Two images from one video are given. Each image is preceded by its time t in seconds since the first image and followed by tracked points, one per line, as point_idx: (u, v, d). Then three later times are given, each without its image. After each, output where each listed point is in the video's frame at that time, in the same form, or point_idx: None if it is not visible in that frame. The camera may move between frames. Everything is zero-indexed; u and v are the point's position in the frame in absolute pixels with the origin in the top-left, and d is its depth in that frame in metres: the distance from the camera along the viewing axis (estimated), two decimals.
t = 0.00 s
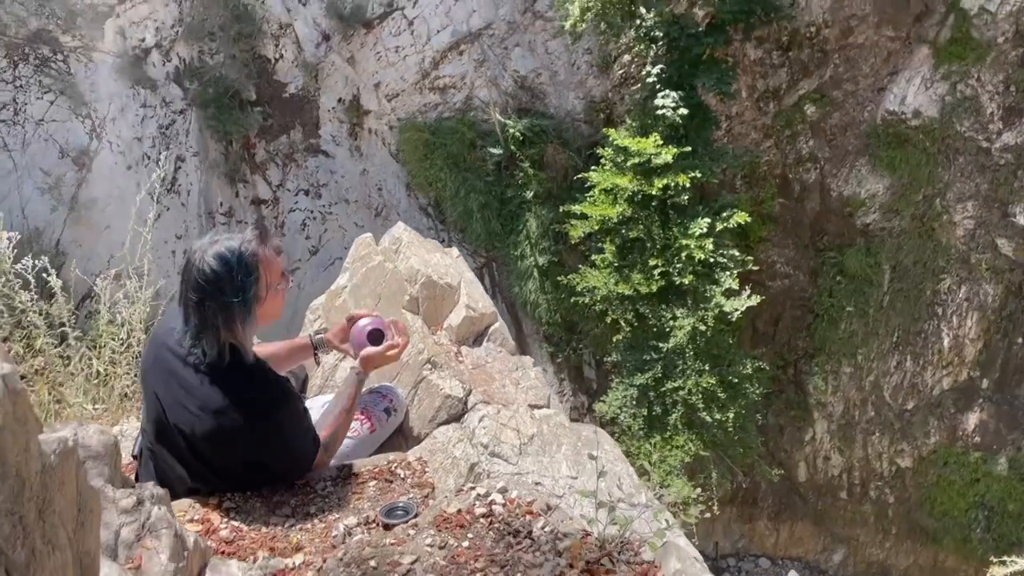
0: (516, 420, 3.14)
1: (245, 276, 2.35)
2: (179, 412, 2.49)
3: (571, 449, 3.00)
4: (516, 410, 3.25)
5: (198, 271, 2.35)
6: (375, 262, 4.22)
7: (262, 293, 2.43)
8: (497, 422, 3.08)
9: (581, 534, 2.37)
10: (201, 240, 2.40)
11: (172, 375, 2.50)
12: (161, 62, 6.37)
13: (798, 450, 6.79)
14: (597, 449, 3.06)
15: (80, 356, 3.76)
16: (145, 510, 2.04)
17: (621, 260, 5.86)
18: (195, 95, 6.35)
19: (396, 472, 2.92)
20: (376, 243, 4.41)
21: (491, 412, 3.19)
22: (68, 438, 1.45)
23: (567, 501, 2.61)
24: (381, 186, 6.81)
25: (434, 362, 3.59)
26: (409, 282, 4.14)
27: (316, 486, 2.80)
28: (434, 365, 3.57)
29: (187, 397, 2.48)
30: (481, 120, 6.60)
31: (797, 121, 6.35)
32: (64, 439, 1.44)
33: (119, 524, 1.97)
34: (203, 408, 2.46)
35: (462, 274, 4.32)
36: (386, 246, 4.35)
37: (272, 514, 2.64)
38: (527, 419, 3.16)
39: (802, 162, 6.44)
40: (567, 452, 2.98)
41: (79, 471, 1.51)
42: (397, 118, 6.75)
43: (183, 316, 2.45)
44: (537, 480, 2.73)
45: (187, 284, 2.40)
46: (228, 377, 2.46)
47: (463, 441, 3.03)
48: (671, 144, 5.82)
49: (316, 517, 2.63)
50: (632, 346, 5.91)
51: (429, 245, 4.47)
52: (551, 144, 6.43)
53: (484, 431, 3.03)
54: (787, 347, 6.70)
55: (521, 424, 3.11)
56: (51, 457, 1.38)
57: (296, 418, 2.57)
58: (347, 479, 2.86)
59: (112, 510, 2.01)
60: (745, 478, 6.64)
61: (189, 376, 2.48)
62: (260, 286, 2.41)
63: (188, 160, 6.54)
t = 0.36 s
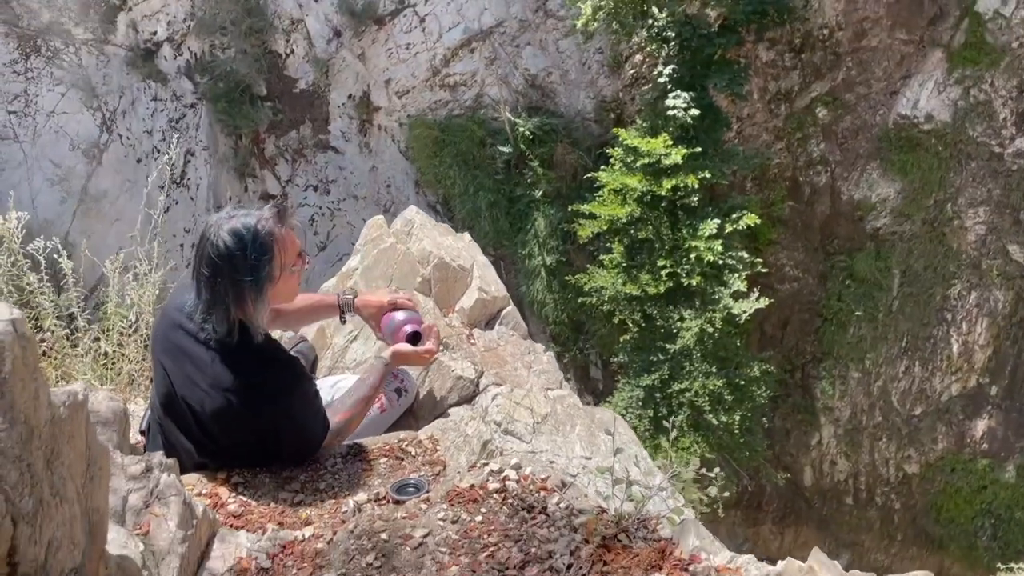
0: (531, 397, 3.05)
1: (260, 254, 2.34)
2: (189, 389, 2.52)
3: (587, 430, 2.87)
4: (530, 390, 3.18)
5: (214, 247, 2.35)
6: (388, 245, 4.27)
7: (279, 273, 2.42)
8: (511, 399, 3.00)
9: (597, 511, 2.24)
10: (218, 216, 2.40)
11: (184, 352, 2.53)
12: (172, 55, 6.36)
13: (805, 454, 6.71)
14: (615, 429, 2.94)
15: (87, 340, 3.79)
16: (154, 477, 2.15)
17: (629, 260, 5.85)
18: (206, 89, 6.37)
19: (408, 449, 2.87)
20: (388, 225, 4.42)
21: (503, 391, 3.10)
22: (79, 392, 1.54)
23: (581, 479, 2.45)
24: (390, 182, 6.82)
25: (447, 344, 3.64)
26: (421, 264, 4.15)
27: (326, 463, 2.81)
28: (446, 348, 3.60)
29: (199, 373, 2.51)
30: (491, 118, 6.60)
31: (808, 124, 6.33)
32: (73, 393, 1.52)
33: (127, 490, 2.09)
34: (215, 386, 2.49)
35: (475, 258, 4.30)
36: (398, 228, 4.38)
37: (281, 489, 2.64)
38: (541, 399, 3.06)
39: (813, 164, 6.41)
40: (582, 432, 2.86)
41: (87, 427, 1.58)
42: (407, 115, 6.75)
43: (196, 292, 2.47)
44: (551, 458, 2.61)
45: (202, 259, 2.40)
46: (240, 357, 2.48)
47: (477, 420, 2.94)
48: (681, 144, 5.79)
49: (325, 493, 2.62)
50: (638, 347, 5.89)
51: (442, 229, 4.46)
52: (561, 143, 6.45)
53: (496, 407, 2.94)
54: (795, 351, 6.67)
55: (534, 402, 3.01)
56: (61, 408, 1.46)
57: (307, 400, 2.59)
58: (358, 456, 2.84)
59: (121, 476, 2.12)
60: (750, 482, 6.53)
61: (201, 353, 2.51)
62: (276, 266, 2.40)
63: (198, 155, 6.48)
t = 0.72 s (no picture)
0: (540, 369, 3.09)
1: (267, 228, 2.34)
2: (190, 359, 2.53)
3: (595, 402, 2.94)
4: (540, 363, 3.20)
5: (221, 218, 2.36)
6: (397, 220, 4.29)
7: (285, 248, 2.42)
8: (521, 371, 3.03)
9: (608, 481, 2.24)
10: (226, 186, 2.40)
11: (188, 321, 2.54)
12: (182, 40, 6.35)
13: (808, 448, 6.65)
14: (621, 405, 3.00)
15: (90, 312, 3.83)
16: (156, 439, 2.16)
17: (636, 251, 5.82)
18: (215, 74, 6.37)
19: (414, 421, 2.90)
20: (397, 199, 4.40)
21: (513, 362, 3.14)
22: (78, 341, 1.55)
23: (591, 452, 2.48)
24: (397, 170, 6.81)
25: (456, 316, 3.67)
26: (430, 237, 4.13)
27: (332, 433, 2.81)
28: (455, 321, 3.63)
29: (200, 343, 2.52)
30: (498, 106, 6.60)
31: (818, 116, 6.29)
32: (73, 341, 1.54)
33: (128, 451, 2.10)
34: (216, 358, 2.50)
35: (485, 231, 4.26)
36: (406, 202, 4.33)
37: (286, 458, 2.65)
38: (551, 370, 3.10)
39: (822, 157, 6.37)
40: (591, 406, 2.90)
41: (88, 378, 1.61)
42: (414, 103, 6.74)
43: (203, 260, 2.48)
44: (561, 430, 2.63)
45: (209, 229, 2.41)
46: (243, 329, 2.49)
47: (486, 390, 2.99)
48: (689, 135, 5.76)
49: (330, 463, 2.62)
50: (642, 338, 5.86)
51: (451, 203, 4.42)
52: (569, 133, 6.43)
53: (507, 380, 2.97)
54: (801, 343, 6.64)
55: (544, 373, 3.06)
56: (58, 355, 1.48)
57: (310, 375, 2.60)
58: (363, 428, 2.85)
59: (123, 437, 2.13)
60: (753, 475, 6.46)
61: (204, 323, 2.52)
62: (283, 240, 2.40)
63: (205, 140, 6.55)
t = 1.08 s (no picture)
0: (552, 339, 3.05)
1: (280, 196, 2.36)
2: (202, 322, 2.56)
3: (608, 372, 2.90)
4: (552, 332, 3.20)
5: (236, 183, 2.37)
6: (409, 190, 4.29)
7: (298, 217, 2.43)
8: (532, 338, 2.96)
9: (621, 447, 2.23)
10: (241, 150, 2.41)
11: (200, 285, 2.57)
12: (194, 21, 6.33)
13: (817, 438, 6.63)
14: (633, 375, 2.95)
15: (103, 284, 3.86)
16: (164, 398, 2.15)
17: (647, 239, 5.81)
18: (228, 56, 6.37)
19: (425, 388, 2.91)
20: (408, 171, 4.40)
21: (525, 329, 3.08)
22: (83, 286, 1.56)
23: (604, 419, 2.43)
24: (408, 154, 6.81)
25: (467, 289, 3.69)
26: (442, 209, 4.14)
27: (342, 401, 2.83)
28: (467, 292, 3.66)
29: (213, 307, 2.54)
30: (511, 91, 6.58)
31: (834, 105, 6.25)
32: (78, 285, 1.55)
33: (136, 408, 2.11)
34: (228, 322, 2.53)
35: (496, 204, 4.25)
36: (418, 173, 4.34)
37: (294, 423, 2.67)
38: (563, 339, 3.07)
39: (836, 147, 6.32)
40: (603, 376, 2.88)
41: (93, 323, 1.62)
42: (427, 87, 6.75)
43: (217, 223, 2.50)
44: (573, 398, 2.57)
45: (223, 193, 2.42)
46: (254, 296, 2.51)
47: (497, 356, 2.94)
48: (704, 122, 5.74)
49: (339, 429, 2.63)
50: (652, 326, 5.85)
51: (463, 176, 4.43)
52: (582, 118, 6.40)
53: (518, 346, 2.91)
54: (812, 334, 6.61)
55: (556, 343, 3.02)
56: (63, 297, 1.49)
57: (320, 343, 2.62)
58: (373, 395, 2.88)
59: (130, 394, 2.14)
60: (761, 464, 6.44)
61: (217, 287, 2.54)
62: (296, 209, 2.41)
63: (218, 122, 6.50)
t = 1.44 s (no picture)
0: (571, 318, 3.10)
1: (299, 174, 2.35)
2: (220, 298, 2.56)
3: (627, 349, 2.93)
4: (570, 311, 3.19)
5: (255, 160, 2.37)
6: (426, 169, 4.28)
7: (317, 196, 2.43)
8: (551, 318, 3.01)
9: (642, 425, 2.24)
10: (262, 127, 2.41)
11: (218, 261, 2.57)
12: (213, 6, 6.33)
13: (832, 431, 6.59)
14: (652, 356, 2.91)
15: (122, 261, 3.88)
16: (180, 367, 2.18)
17: (663, 229, 5.78)
18: (245, 41, 6.36)
19: (441, 366, 2.93)
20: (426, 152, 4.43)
21: (542, 310, 3.13)
22: (98, 248, 1.54)
23: (623, 398, 2.43)
24: (425, 140, 6.81)
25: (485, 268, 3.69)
26: (460, 188, 4.15)
27: (358, 377, 2.84)
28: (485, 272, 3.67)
29: (230, 285, 2.55)
30: (528, 79, 6.56)
31: (854, 96, 6.22)
32: (94, 247, 1.53)
33: (152, 377, 2.12)
34: (244, 300, 2.53)
35: (515, 184, 4.27)
36: (437, 153, 4.35)
37: (311, 399, 2.68)
38: (583, 319, 3.09)
39: (857, 137, 6.29)
40: (623, 355, 2.87)
41: (108, 286, 1.60)
42: (444, 74, 6.74)
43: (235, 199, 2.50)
44: (591, 376, 2.62)
45: (242, 170, 2.42)
46: (271, 275, 2.51)
47: (516, 335, 2.99)
48: (722, 111, 5.70)
49: (356, 405, 2.65)
50: (668, 317, 5.79)
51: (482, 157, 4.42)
52: (599, 107, 6.36)
53: (537, 324, 2.96)
54: (829, 326, 6.58)
55: (575, 322, 3.05)
56: (79, 258, 1.46)
57: (336, 323, 2.62)
58: (390, 372, 2.90)
59: (146, 363, 2.15)
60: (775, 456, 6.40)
61: (235, 264, 2.54)
62: (314, 187, 2.41)
63: (236, 108, 6.54)
